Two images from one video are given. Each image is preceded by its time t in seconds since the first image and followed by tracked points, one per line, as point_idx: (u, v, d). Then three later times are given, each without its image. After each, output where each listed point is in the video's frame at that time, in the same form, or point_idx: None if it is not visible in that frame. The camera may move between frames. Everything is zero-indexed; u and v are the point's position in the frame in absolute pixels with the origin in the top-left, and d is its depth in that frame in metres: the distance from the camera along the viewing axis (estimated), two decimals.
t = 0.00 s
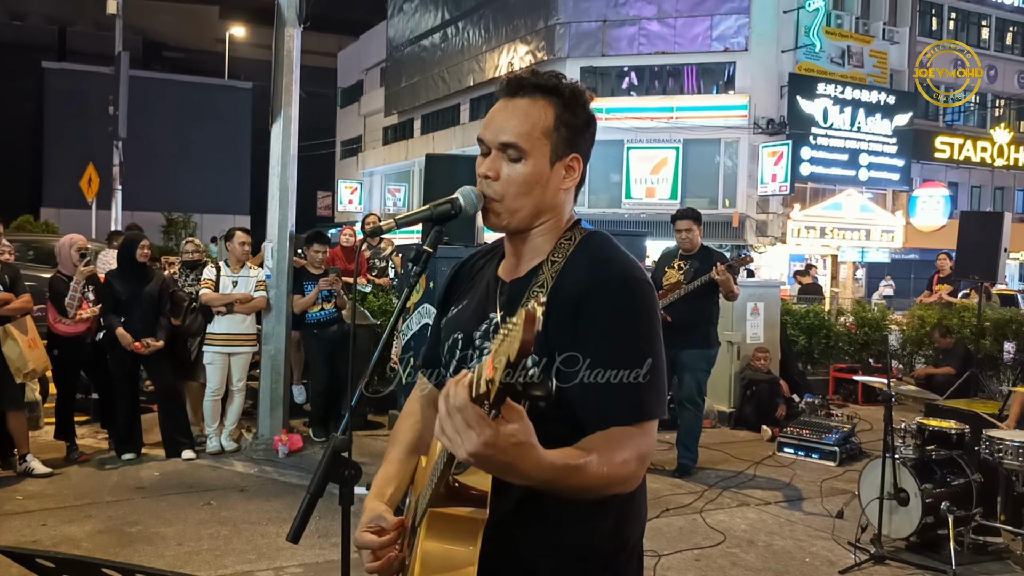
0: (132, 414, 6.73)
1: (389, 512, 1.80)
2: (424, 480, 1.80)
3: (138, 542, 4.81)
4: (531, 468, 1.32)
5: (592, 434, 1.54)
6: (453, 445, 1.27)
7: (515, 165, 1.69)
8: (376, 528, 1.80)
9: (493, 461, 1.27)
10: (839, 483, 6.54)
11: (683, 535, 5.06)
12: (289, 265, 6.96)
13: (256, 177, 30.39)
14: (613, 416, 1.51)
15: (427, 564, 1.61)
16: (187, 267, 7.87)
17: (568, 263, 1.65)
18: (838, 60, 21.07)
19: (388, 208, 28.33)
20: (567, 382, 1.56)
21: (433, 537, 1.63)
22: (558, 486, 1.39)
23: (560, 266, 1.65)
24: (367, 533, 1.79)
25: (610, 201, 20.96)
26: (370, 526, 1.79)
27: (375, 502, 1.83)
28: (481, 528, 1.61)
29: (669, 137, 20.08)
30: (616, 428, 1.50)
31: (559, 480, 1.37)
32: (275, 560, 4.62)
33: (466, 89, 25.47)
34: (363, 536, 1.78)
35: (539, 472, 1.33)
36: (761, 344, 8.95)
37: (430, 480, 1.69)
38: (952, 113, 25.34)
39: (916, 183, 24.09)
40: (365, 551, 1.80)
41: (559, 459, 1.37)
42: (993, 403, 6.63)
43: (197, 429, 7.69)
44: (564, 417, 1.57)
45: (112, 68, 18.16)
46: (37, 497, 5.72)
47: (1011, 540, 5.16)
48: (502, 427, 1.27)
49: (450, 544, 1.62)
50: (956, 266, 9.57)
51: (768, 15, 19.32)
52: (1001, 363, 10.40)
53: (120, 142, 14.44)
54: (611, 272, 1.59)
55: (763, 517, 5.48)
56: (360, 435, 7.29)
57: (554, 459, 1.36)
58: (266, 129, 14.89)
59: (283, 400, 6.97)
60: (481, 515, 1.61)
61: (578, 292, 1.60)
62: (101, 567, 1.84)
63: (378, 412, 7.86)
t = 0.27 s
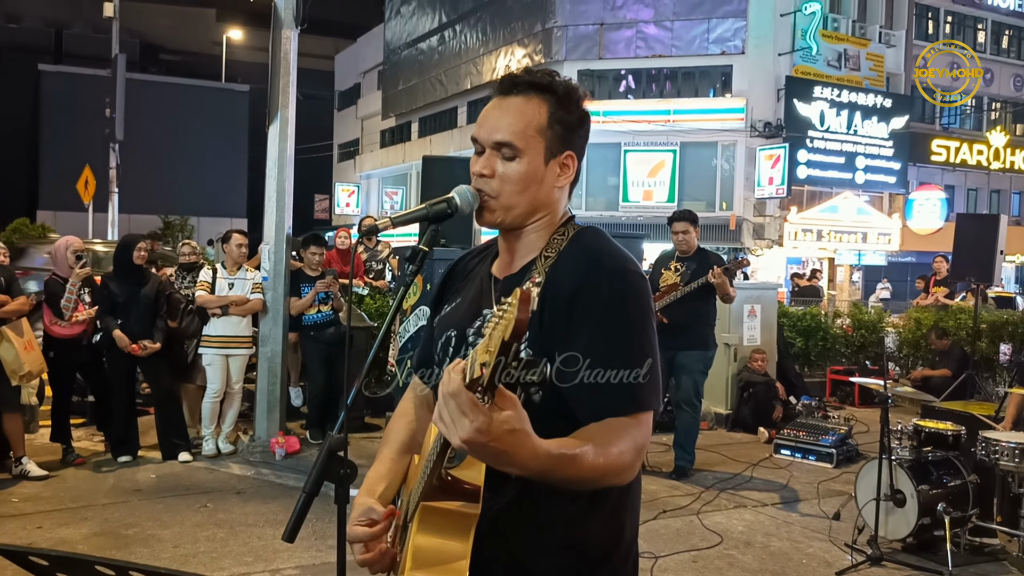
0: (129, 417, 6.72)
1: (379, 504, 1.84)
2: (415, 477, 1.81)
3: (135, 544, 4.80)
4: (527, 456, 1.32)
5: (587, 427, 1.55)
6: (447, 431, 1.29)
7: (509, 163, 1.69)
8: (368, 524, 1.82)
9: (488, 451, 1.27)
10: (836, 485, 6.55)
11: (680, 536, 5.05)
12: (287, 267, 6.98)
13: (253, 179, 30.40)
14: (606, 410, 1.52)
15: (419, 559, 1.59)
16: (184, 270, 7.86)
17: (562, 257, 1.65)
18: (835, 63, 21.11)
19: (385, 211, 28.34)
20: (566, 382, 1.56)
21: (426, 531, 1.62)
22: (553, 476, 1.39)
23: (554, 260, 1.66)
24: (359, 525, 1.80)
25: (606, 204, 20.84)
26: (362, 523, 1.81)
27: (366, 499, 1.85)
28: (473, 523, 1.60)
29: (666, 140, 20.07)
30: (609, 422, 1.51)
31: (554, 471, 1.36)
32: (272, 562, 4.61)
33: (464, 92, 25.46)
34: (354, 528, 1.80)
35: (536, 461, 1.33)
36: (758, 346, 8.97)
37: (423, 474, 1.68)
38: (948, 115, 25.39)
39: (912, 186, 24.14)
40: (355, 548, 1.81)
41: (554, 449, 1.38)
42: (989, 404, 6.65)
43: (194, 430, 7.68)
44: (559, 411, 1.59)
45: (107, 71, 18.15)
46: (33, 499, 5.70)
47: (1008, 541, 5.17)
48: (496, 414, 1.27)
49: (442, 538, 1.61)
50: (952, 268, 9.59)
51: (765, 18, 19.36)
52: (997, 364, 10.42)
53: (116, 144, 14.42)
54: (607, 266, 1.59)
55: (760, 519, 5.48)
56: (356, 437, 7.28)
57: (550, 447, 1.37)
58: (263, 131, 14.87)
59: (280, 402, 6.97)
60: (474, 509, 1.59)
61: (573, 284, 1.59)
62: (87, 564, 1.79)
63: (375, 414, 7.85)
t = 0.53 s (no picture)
0: (127, 422, 6.71)
1: (374, 515, 1.82)
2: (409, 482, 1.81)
3: (133, 549, 4.79)
4: (515, 463, 1.33)
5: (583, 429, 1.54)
6: (438, 440, 1.31)
7: (505, 164, 1.70)
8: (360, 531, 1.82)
9: (478, 458, 1.29)
10: (836, 489, 6.54)
11: (679, 541, 5.04)
12: (286, 271, 6.95)
13: (252, 185, 30.43)
14: (602, 408, 1.51)
15: (414, 560, 1.60)
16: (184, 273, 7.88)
17: (561, 258, 1.65)
18: (834, 69, 21.15)
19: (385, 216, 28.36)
20: (564, 382, 1.56)
21: (420, 534, 1.61)
22: (543, 481, 1.39)
23: (552, 262, 1.66)
24: (352, 536, 1.81)
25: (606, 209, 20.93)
26: (355, 529, 1.81)
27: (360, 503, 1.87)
28: (469, 524, 1.60)
29: (665, 146, 20.10)
30: (606, 424, 1.50)
31: (544, 478, 1.37)
32: (270, 567, 4.60)
33: (463, 97, 25.50)
34: (347, 539, 1.80)
35: (525, 467, 1.34)
36: (757, 350, 8.97)
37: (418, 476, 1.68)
38: (947, 121, 25.42)
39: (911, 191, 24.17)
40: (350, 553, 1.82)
41: (545, 455, 1.38)
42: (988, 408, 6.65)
43: (192, 435, 7.65)
44: (557, 412, 1.58)
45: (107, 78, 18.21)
46: (31, 504, 5.69)
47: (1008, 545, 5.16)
48: (486, 424, 1.29)
49: (438, 540, 1.61)
50: (950, 273, 9.59)
51: (763, 24, 19.43)
52: (997, 369, 10.42)
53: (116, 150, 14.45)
54: (604, 266, 1.59)
55: (759, 523, 5.48)
56: (355, 441, 7.28)
57: (538, 453, 1.38)
58: (263, 136, 14.86)
59: (279, 407, 6.92)
60: (469, 511, 1.59)
61: (570, 285, 1.60)
62: (85, 564, 1.81)
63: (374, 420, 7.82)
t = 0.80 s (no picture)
0: (129, 426, 6.71)
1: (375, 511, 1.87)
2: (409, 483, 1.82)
3: (135, 553, 4.78)
4: (507, 473, 1.33)
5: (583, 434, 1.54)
6: (432, 452, 1.32)
7: (508, 165, 1.70)
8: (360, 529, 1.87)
9: (470, 473, 1.30)
10: (839, 493, 6.53)
11: (682, 545, 5.03)
12: (288, 276, 6.92)
13: (254, 190, 30.48)
14: (602, 409, 1.51)
15: (412, 559, 1.60)
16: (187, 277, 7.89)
17: (564, 260, 1.65)
18: (836, 73, 21.14)
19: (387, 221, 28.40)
20: (565, 383, 1.56)
21: (419, 533, 1.61)
22: (537, 491, 1.39)
23: (554, 264, 1.66)
24: (355, 530, 1.86)
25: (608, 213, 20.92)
26: (355, 527, 1.87)
27: (359, 504, 1.89)
28: (469, 525, 1.60)
29: (668, 150, 20.11)
30: (606, 429, 1.50)
31: (538, 486, 1.38)
32: (272, 571, 4.60)
33: (465, 102, 25.53)
34: (350, 533, 1.85)
35: (518, 478, 1.34)
36: (759, 354, 8.96)
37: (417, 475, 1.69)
38: (949, 125, 25.40)
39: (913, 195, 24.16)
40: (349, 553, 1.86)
41: (534, 466, 1.38)
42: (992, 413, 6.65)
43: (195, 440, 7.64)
44: (557, 414, 1.58)
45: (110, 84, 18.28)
46: (33, 509, 5.69)
47: (1011, 549, 5.15)
48: (477, 440, 1.30)
49: (437, 540, 1.60)
50: (953, 276, 9.57)
51: (765, 28, 19.44)
52: (1000, 373, 10.39)
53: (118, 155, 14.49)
54: (605, 269, 1.59)
55: (762, 527, 5.46)
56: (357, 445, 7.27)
57: (529, 464, 1.37)
58: (266, 140, 14.88)
59: (281, 412, 6.94)
60: (468, 511, 1.60)
61: (572, 289, 1.60)
62: (85, 562, 1.80)
63: (376, 424, 7.79)
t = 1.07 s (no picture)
0: (129, 430, 6.70)
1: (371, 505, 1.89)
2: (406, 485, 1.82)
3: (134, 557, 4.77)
4: (504, 467, 1.33)
5: (583, 433, 1.54)
6: (430, 448, 1.31)
7: (508, 166, 1.70)
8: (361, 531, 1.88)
9: (468, 469, 1.31)
10: (839, 497, 6.52)
11: (682, 549, 5.02)
12: (288, 280, 6.96)
13: (254, 195, 30.51)
14: (602, 408, 1.51)
15: (411, 556, 1.59)
16: (186, 282, 7.89)
17: (564, 259, 1.65)
18: (835, 78, 21.17)
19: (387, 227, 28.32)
20: (566, 383, 1.56)
21: (418, 531, 1.61)
22: (534, 486, 1.39)
23: (554, 264, 1.66)
24: (351, 525, 1.87)
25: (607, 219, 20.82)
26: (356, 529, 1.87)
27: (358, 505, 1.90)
28: (468, 523, 1.60)
29: (667, 155, 20.13)
30: (605, 427, 1.50)
31: (534, 484, 1.38)
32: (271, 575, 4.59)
33: (464, 107, 25.56)
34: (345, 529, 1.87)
35: (514, 474, 1.34)
36: (759, 359, 8.95)
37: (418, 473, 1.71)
38: (948, 130, 25.42)
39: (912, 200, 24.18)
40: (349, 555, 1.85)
41: (533, 463, 1.39)
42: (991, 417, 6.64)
43: (194, 445, 7.64)
44: (558, 414, 1.59)
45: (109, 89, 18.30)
46: (33, 513, 5.68)
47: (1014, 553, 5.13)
48: (475, 435, 1.29)
49: (435, 537, 1.61)
50: (953, 280, 9.57)
51: (764, 34, 19.47)
52: (1000, 377, 10.39)
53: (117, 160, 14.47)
54: (605, 268, 1.60)
55: (762, 531, 5.46)
56: (357, 450, 7.26)
57: (526, 459, 1.38)
58: (265, 146, 14.91)
59: (281, 416, 6.93)
60: (466, 509, 1.61)
61: (574, 288, 1.60)
62: (85, 560, 1.79)
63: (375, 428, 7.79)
